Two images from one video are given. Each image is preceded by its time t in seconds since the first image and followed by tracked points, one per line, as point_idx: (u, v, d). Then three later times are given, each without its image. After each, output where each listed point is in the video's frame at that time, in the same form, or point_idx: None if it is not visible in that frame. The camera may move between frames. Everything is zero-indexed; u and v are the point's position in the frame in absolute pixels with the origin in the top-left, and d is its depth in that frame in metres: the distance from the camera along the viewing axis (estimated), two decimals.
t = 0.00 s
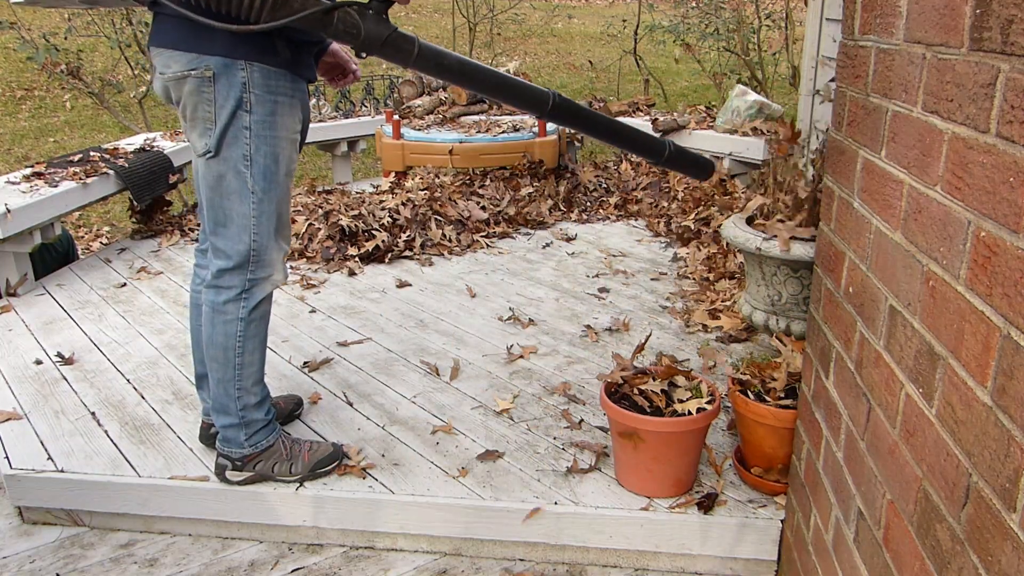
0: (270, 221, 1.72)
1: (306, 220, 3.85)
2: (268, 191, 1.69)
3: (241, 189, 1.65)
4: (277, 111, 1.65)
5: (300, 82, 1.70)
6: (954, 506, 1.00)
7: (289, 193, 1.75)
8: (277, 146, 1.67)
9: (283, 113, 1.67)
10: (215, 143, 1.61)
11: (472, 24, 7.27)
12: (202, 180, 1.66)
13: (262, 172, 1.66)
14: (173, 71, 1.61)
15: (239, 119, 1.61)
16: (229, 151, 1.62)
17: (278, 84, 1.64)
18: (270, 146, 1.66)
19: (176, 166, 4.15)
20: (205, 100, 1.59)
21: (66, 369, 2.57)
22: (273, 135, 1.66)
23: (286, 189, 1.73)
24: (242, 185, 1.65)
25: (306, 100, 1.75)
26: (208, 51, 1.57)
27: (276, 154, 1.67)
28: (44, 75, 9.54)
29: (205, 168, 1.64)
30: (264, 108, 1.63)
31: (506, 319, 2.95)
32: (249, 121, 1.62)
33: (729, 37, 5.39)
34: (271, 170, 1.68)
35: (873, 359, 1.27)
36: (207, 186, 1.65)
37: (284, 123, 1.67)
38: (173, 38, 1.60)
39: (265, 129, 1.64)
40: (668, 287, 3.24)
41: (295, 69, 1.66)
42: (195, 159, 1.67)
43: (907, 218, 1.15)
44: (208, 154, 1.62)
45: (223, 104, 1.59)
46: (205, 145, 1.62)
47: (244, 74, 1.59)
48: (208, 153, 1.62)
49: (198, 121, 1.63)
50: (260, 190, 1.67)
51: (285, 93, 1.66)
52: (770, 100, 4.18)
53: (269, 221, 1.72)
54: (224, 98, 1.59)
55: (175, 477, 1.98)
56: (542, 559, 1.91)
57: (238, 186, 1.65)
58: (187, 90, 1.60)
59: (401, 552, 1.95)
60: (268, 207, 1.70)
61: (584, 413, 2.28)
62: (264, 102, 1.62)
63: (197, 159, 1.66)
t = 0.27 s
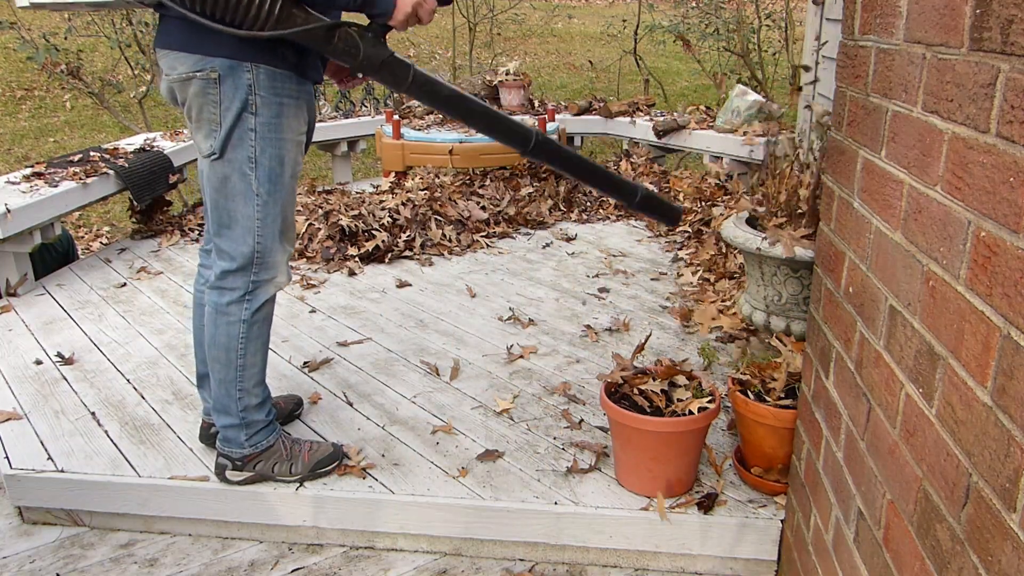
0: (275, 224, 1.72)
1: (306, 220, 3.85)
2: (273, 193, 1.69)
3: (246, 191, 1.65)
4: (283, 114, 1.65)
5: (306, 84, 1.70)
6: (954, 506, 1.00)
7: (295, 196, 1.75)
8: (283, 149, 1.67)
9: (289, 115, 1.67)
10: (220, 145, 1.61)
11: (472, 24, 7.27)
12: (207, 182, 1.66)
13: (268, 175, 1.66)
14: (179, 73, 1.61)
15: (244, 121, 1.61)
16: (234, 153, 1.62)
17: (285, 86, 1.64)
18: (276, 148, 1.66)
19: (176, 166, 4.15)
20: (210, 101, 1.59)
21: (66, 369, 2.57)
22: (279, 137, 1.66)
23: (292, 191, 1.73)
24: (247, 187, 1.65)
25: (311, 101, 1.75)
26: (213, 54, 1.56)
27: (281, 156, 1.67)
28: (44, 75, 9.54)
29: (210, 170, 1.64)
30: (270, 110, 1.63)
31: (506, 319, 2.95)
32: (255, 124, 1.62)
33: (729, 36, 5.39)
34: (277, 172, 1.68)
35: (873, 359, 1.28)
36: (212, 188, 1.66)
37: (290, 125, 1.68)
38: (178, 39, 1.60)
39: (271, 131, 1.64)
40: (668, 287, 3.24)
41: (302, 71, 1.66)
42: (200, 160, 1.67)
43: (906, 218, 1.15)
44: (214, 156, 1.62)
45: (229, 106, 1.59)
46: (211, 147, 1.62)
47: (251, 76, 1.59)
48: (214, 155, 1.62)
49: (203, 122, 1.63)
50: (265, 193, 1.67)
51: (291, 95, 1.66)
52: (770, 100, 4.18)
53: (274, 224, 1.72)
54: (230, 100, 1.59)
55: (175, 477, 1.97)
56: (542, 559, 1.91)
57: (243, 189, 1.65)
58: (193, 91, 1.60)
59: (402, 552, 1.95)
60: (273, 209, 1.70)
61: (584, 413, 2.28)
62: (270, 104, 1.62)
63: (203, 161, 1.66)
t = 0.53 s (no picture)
0: (281, 225, 1.72)
1: (306, 220, 3.85)
2: (280, 194, 1.69)
3: (253, 192, 1.65)
4: (290, 115, 1.65)
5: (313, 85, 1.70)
6: (955, 506, 1.00)
7: (301, 197, 1.75)
8: (289, 149, 1.67)
9: (296, 116, 1.67)
10: (227, 146, 1.61)
11: (472, 24, 7.28)
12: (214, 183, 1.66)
13: (275, 176, 1.66)
14: (187, 74, 1.61)
15: (252, 121, 1.61)
16: (241, 154, 1.62)
17: (292, 87, 1.64)
18: (283, 149, 1.66)
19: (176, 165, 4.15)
20: (218, 102, 1.59)
21: (66, 369, 2.57)
22: (286, 138, 1.66)
23: (297, 192, 1.73)
24: (253, 188, 1.65)
25: (318, 102, 1.75)
26: (219, 55, 1.57)
27: (287, 158, 1.67)
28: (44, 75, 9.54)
29: (217, 171, 1.64)
30: (278, 112, 1.63)
31: (506, 319, 2.95)
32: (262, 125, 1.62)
33: (729, 36, 5.39)
34: (283, 173, 1.68)
35: (873, 359, 1.28)
36: (218, 188, 1.65)
37: (296, 126, 1.67)
38: (186, 40, 1.60)
39: (279, 132, 1.64)
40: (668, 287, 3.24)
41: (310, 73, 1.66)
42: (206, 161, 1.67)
43: (907, 218, 1.15)
44: (221, 157, 1.62)
45: (237, 107, 1.59)
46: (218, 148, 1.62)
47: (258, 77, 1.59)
48: (220, 155, 1.62)
49: (210, 123, 1.63)
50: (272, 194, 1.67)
51: (298, 96, 1.66)
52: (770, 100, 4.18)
53: (280, 226, 1.72)
54: (237, 101, 1.59)
55: (174, 477, 1.97)
56: (542, 559, 1.91)
57: (250, 190, 1.65)
58: (200, 91, 1.60)
59: (402, 552, 1.95)
60: (279, 210, 1.70)
61: (584, 413, 2.28)
62: (277, 105, 1.62)
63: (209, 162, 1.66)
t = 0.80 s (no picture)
0: (282, 226, 1.72)
1: (306, 220, 3.85)
2: (282, 196, 1.69)
3: (254, 193, 1.66)
4: (292, 117, 1.65)
5: (316, 86, 1.71)
6: (954, 506, 1.00)
7: (302, 199, 1.75)
8: (292, 151, 1.68)
9: (299, 118, 1.67)
10: (230, 147, 1.61)
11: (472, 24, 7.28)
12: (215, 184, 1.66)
13: (276, 178, 1.66)
14: (188, 75, 1.61)
15: (254, 123, 1.61)
16: (243, 155, 1.62)
17: (295, 88, 1.64)
18: (285, 150, 1.66)
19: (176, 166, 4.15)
20: (220, 103, 1.59)
21: (66, 369, 2.57)
22: (289, 139, 1.66)
23: (299, 194, 1.73)
24: (254, 189, 1.65)
25: (319, 103, 1.75)
26: (224, 56, 1.57)
27: (289, 160, 1.68)
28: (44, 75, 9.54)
29: (218, 171, 1.64)
30: (280, 113, 1.63)
31: (506, 319, 2.95)
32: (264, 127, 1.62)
33: (729, 37, 5.39)
34: (285, 175, 1.68)
35: (873, 359, 1.28)
36: (219, 190, 1.65)
37: (299, 128, 1.68)
38: (190, 40, 1.60)
39: (281, 134, 1.64)
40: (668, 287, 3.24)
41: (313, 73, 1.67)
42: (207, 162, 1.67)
43: (906, 218, 1.15)
44: (223, 159, 1.62)
45: (240, 108, 1.59)
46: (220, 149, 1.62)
47: (261, 78, 1.59)
48: (223, 156, 1.62)
49: (213, 124, 1.63)
50: (273, 196, 1.67)
51: (300, 97, 1.66)
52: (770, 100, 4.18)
53: (281, 227, 1.72)
54: (240, 102, 1.59)
55: (175, 477, 1.98)
56: (542, 559, 1.91)
57: (251, 191, 1.65)
58: (203, 92, 1.60)
59: (402, 552, 1.95)
60: (280, 212, 1.70)
61: (585, 413, 2.27)
62: (280, 107, 1.63)
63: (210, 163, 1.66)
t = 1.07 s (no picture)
0: (287, 227, 1.73)
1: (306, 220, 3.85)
2: (289, 197, 1.69)
3: (261, 194, 1.66)
4: (300, 119, 1.66)
5: (323, 88, 1.71)
6: (954, 506, 1.00)
7: (308, 200, 1.75)
8: (299, 152, 1.68)
9: (307, 119, 1.68)
10: (238, 148, 1.61)
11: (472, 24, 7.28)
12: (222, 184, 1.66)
13: (284, 179, 1.67)
14: (196, 75, 1.61)
15: (264, 124, 1.61)
16: (251, 156, 1.62)
17: (304, 90, 1.65)
18: (294, 152, 1.67)
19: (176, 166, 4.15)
20: (229, 104, 1.59)
21: (66, 369, 2.57)
22: (297, 141, 1.67)
23: (305, 195, 1.74)
24: (262, 190, 1.65)
25: (326, 105, 1.76)
26: (233, 56, 1.57)
27: (298, 161, 1.68)
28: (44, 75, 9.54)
29: (226, 172, 1.64)
30: (290, 115, 1.64)
31: (506, 319, 2.95)
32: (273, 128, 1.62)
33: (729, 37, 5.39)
34: (293, 176, 1.68)
35: (873, 359, 1.28)
36: (226, 190, 1.65)
37: (307, 129, 1.68)
38: (199, 40, 1.60)
39: (290, 135, 1.65)
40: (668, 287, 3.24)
41: (320, 74, 1.67)
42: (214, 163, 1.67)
43: (906, 218, 1.15)
44: (231, 159, 1.62)
45: (249, 109, 1.60)
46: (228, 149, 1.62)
47: (271, 79, 1.59)
48: (231, 157, 1.61)
49: (221, 125, 1.63)
50: (280, 197, 1.68)
51: (309, 98, 1.67)
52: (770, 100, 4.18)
53: (288, 228, 1.72)
54: (249, 103, 1.59)
55: (175, 477, 1.98)
56: (542, 559, 1.91)
57: (257, 192, 1.65)
58: (211, 93, 1.60)
59: (402, 552, 1.95)
60: (287, 213, 1.70)
61: (585, 413, 2.27)
62: (289, 108, 1.63)
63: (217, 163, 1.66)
